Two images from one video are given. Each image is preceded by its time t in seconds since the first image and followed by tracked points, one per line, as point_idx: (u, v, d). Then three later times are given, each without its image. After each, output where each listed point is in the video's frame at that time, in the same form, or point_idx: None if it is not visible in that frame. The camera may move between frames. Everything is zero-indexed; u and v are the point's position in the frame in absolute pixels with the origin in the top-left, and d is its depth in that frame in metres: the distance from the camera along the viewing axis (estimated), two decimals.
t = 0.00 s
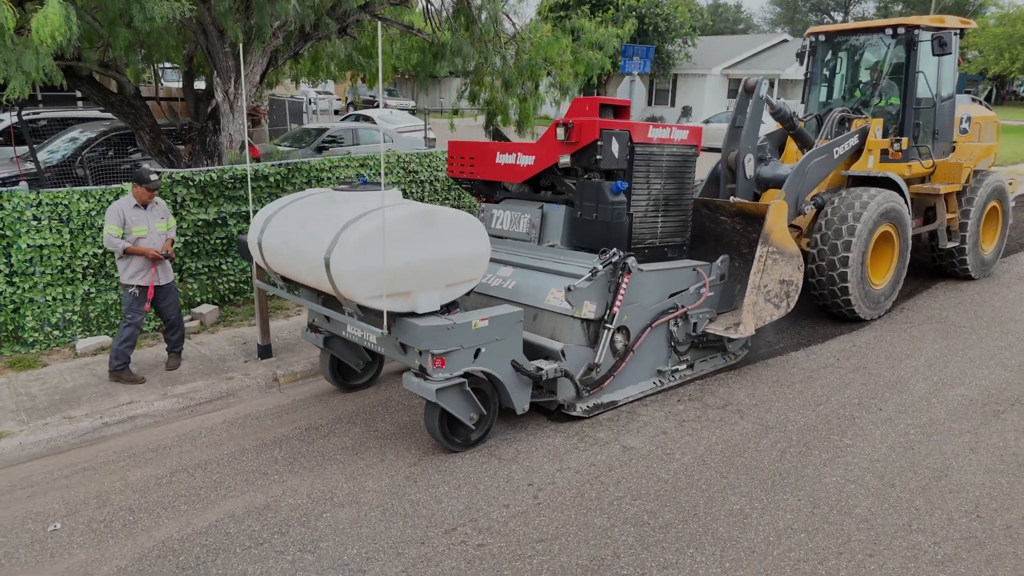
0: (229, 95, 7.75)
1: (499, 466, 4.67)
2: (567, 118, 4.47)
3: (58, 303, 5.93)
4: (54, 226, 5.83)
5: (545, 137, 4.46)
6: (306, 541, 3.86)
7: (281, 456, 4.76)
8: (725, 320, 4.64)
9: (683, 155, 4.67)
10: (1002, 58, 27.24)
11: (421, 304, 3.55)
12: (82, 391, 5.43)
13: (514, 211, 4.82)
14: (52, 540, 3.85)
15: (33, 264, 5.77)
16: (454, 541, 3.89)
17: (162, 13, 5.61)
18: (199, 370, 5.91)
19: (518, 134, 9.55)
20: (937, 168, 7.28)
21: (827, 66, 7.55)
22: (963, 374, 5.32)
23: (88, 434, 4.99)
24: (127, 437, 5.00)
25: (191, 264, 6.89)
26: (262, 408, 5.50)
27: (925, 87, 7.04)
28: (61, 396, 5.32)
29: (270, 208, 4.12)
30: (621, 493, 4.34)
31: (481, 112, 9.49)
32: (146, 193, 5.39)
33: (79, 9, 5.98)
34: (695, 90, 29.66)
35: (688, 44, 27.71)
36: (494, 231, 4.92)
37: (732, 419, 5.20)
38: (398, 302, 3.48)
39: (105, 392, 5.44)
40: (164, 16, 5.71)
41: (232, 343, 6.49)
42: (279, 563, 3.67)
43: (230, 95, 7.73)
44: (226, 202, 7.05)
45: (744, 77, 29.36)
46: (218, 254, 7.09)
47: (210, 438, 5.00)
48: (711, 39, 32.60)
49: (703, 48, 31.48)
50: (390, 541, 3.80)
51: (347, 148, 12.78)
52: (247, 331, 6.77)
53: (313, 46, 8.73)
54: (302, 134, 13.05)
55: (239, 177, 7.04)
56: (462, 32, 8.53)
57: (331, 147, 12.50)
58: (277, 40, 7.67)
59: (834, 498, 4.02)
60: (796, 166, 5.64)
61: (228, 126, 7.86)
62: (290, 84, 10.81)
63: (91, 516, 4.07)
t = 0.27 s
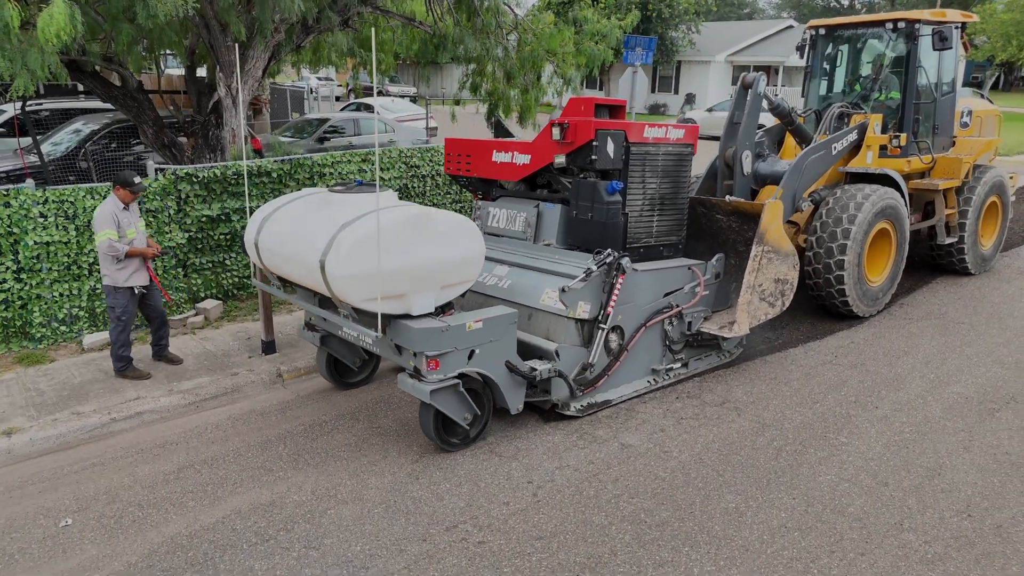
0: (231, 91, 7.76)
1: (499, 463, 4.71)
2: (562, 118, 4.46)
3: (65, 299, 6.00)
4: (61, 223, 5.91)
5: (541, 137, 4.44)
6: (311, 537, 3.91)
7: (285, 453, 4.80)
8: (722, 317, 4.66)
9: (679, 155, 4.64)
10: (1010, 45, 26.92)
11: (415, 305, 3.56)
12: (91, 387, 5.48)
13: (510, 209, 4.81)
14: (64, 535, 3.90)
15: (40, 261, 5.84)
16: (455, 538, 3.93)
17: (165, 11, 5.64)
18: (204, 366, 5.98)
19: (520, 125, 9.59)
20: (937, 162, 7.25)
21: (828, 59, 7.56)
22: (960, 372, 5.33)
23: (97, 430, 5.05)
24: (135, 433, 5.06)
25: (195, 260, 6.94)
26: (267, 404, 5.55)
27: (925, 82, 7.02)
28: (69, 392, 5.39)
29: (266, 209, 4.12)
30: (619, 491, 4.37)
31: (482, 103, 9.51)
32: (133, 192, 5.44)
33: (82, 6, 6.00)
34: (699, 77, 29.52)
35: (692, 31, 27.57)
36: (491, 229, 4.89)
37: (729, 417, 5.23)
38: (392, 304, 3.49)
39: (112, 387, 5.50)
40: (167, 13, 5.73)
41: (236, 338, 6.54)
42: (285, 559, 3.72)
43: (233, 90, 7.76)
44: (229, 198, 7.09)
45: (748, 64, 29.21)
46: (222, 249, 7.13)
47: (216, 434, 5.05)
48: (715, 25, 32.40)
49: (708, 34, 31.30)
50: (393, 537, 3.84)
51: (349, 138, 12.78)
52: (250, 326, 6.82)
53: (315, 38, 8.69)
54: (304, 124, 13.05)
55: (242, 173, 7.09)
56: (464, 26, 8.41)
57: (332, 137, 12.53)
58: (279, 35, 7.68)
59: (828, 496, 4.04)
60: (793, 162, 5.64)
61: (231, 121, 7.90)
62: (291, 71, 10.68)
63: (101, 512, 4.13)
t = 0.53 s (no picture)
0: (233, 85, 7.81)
1: (499, 460, 4.74)
2: (557, 118, 4.39)
3: (71, 295, 6.05)
4: (66, 220, 5.94)
5: (536, 136, 4.36)
6: (314, 533, 3.95)
7: (289, 449, 4.84)
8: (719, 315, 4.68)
9: (675, 154, 4.57)
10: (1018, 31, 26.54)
11: (410, 307, 3.54)
12: (98, 383, 5.54)
13: (506, 207, 4.72)
14: (74, 530, 3.96)
15: (46, 257, 5.89)
16: (455, 534, 3.97)
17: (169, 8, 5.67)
18: (209, 361, 6.03)
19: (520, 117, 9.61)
20: (937, 157, 7.22)
21: (827, 53, 7.50)
22: (956, 369, 5.34)
23: (105, 426, 5.10)
24: (141, 428, 5.10)
25: (199, 255, 6.98)
26: (270, 399, 5.59)
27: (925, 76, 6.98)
28: (76, 388, 5.45)
29: (263, 208, 4.12)
30: (616, 488, 4.40)
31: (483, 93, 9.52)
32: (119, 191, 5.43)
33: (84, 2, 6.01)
34: (702, 63, 29.36)
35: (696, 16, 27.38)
36: (486, 227, 4.83)
37: (726, 414, 5.24)
38: (387, 306, 3.47)
39: (118, 383, 5.56)
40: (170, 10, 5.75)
41: (239, 333, 6.59)
42: (289, 555, 3.77)
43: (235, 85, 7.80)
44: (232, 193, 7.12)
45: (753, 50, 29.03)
46: (225, 245, 7.17)
47: (221, 430, 5.09)
48: (720, 11, 32.18)
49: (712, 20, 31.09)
50: (394, 534, 3.88)
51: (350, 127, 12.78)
52: (253, 321, 6.86)
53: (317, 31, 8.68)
54: (305, 113, 13.03)
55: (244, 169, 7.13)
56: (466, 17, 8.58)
57: (334, 127, 12.54)
58: (280, 29, 7.69)
59: (822, 495, 4.06)
60: (791, 158, 5.62)
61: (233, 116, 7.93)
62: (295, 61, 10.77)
63: (110, 508, 4.18)
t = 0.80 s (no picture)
0: (235, 78, 7.86)
1: (498, 457, 4.77)
2: (552, 118, 4.35)
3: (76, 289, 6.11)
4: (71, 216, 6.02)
5: (531, 136, 4.32)
6: (318, 529, 4.00)
7: (292, 445, 4.88)
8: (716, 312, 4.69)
9: (670, 153, 4.52)
10: None
11: (402, 308, 3.55)
12: (105, 378, 5.60)
13: (502, 205, 4.70)
14: (84, 525, 4.02)
15: (52, 253, 5.94)
16: (455, 531, 4.01)
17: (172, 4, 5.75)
18: (213, 356, 6.08)
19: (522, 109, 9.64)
20: (936, 152, 7.19)
21: (827, 47, 7.41)
22: (952, 366, 5.35)
23: (112, 421, 5.16)
24: (147, 423, 5.15)
25: (202, 250, 7.02)
26: (274, 394, 5.63)
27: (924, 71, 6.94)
28: (83, 382, 5.51)
29: (258, 209, 4.14)
30: (613, 485, 4.43)
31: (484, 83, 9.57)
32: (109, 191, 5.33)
33: None
34: (707, 50, 29.19)
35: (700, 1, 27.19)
36: (482, 225, 4.80)
37: (723, 411, 5.26)
38: (380, 307, 3.49)
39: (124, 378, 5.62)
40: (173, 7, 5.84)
41: (243, 328, 6.63)
42: (294, 550, 3.82)
43: (238, 80, 7.88)
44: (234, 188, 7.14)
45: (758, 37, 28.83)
46: (229, 239, 7.21)
47: (225, 425, 5.14)
48: None
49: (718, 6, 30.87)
50: (396, 530, 3.92)
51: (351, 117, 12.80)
52: (256, 315, 6.90)
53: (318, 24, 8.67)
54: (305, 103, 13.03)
55: (246, 164, 7.15)
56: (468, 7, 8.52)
57: (334, 116, 12.55)
58: (281, 23, 7.71)
59: (815, 492, 4.08)
60: (788, 154, 5.60)
61: (234, 110, 7.97)
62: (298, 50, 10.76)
63: (118, 502, 4.23)
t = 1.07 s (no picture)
0: (236, 73, 7.88)
1: (498, 453, 4.80)
2: (547, 117, 4.32)
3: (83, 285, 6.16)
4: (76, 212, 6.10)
5: (526, 135, 4.29)
6: (321, 524, 4.05)
7: (296, 440, 4.92)
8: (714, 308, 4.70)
9: (666, 151, 4.51)
10: None
11: (398, 309, 3.52)
12: (111, 373, 5.65)
13: (498, 203, 4.69)
14: (93, 519, 4.08)
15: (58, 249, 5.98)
16: (455, 526, 4.05)
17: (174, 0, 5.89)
18: (217, 351, 6.13)
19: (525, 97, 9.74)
20: (935, 147, 7.16)
21: (828, 40, 7.31)
22: (948, 363, 5.36)
23: (119, 415, 5.21)
24: (153, 418, 5.21)
25: (206, 245, 7.06)
26: (277, 389, 5.67)
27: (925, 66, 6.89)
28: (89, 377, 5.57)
29: (254, 210, 4.11)
30: (611, 481, 4.45)
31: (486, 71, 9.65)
32: (94, 194, 5.29)
33: None
34: (710, 37, 29.06)
35: None
36: (478, 223, 4.79)
37: (720, 408, 5.29)
38: (376, 308, 3.46)
39: (130, 373, 5.68)
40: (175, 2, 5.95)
41: (246, 322, 6.67)
42: (298, 545, 3.87)
43: (239, 74, 7.88)
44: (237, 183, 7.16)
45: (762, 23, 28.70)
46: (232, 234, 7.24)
47: (230, 420, 5.19)
48: None
49: None
50: (397, 525, 3.97)
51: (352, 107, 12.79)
52: (260, 309, 6.94)
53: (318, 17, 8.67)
54: (307, 91, 13.02)
55: (249, 159, 7.16)
56: None
57: (336, 107, 12.53)
58: (283, 18, 7.73)
59: (809, 489, 4.11)
60: (786, 150, 5.59)
61: (236, 104, 8.02)
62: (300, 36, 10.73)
63: (126, 497, 4.29)
